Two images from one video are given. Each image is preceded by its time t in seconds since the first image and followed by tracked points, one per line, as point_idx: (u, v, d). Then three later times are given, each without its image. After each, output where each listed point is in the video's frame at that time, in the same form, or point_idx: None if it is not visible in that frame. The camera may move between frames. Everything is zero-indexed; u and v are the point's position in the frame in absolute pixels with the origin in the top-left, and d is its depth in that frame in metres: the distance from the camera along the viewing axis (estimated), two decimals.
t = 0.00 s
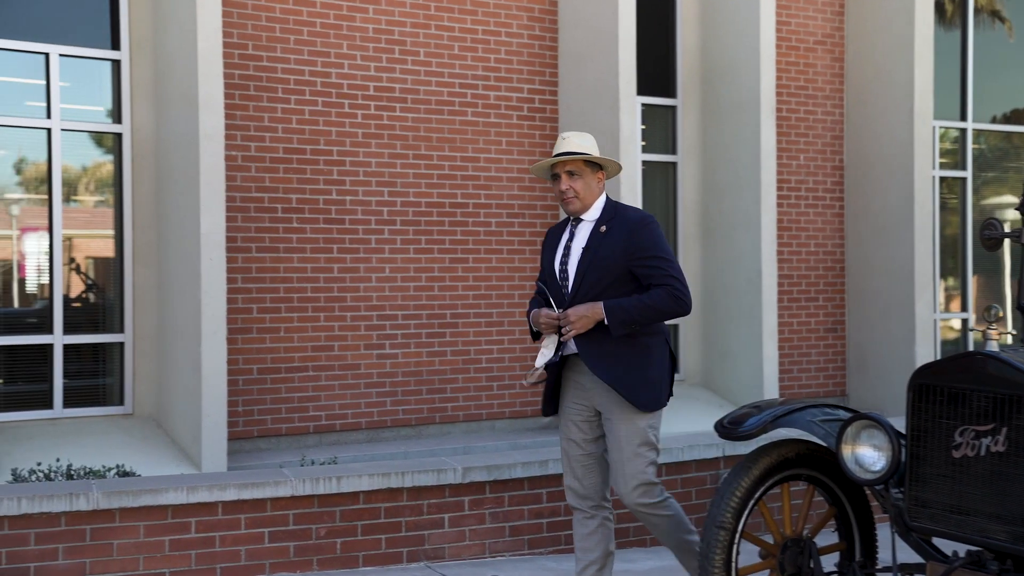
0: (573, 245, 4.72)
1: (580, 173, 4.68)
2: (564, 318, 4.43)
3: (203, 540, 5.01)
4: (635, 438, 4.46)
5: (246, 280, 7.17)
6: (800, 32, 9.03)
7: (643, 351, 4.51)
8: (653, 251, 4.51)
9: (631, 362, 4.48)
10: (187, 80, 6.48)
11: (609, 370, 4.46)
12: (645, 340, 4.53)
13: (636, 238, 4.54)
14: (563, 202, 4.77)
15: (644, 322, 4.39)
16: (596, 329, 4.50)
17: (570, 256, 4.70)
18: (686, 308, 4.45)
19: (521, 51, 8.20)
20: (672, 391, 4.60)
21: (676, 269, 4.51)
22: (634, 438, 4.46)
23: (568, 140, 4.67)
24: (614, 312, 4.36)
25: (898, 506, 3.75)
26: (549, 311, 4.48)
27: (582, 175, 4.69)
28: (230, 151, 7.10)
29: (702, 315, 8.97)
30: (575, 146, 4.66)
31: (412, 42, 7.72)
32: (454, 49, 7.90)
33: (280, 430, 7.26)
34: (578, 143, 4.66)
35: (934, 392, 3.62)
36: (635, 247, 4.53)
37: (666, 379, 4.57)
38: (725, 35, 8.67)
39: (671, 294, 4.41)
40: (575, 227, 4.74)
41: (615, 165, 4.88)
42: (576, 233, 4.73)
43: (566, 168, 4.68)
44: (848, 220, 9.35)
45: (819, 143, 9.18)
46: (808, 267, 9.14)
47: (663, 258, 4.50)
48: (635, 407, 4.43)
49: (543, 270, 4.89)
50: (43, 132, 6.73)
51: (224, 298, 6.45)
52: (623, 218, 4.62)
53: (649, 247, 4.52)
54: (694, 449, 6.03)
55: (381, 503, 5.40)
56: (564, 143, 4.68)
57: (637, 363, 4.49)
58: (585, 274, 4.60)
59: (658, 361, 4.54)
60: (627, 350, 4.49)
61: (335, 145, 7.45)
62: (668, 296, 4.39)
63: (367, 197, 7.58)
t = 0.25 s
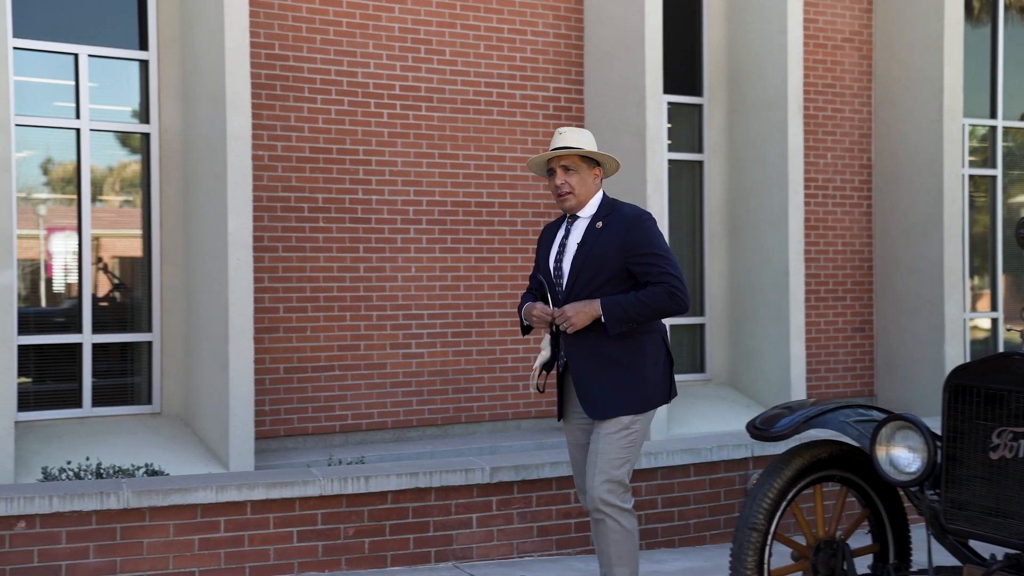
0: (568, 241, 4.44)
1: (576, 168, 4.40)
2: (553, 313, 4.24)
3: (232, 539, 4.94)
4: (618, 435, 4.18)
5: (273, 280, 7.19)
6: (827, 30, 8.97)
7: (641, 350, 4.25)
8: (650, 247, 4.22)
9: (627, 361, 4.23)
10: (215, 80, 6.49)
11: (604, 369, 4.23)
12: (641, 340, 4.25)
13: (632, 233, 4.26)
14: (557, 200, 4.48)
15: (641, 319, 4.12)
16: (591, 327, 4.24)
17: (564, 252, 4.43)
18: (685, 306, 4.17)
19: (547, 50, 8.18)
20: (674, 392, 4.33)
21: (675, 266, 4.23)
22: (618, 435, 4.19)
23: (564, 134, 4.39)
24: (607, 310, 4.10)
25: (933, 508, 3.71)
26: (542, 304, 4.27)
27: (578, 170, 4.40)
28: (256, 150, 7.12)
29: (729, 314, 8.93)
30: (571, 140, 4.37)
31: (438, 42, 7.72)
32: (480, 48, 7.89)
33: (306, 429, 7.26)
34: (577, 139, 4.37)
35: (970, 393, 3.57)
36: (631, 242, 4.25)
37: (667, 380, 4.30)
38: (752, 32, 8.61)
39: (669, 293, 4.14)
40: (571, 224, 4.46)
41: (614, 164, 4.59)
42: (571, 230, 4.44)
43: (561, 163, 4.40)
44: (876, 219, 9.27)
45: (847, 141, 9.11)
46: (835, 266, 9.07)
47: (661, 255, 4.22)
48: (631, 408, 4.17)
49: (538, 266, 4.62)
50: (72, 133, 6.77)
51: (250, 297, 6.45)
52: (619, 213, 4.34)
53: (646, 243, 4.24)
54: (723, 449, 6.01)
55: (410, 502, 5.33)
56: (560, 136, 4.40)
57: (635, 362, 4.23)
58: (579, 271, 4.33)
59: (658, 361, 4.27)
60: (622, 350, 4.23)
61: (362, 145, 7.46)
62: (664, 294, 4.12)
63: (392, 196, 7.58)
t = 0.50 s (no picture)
0: (570, 242, 4.33)
1: (579, 170, 4.29)
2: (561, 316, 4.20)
3: (264, 538, 4.95)
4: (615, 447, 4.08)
5: (303, 279, 7.19)
6: (859, 28, 8.89)
7: (641, 357, 4.13)
8: (649, 250, 4.09)
9: (625, 367, 4.11)
10: (246, 79, 6.51)
11: (600, 375, 4.13)
12: (641, 348, 4.13)
13: (630, 236, 4.13)
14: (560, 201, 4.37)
15: (637, 326, 4.01)
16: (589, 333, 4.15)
17: (565, 253, 4.32)
18: (684, 312, 4.04)
19: (576, 49, 8.15)
20: (676, 399, 4.20)
21: (676, 271, 4.09)
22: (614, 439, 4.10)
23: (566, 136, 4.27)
24: (604, 317, 4.00)
25: (973, 511, 3.67)
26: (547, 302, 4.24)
27: (581, 173, 4.28)
28: (286, 150, 7.13)
29: (759, 314, 8.87)
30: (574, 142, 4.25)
31: (467, 41, 7.71)
32: (509, 47, 7.87)
33: (336, 428, 7.27)
34: (578, 141, 4.24)
35: (1012, 395, 3.58)
36: (630, 246, 4.12)
37: (669, 387, 4.18)
38: (782, 30, 8.56)
39: (666, 299, 4.01)
40: (573, 226, 4.35)
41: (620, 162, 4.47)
42: (573, 231, 4.34)
43: (563, 164, 4.29)
44: (908, 218, 9.18)
45: (878, 140, 9.03)
46: (866, 265, 8.99)
47: (660, 258, 4.08)
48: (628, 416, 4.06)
49: (542, 266, 4.53)
50: (105, 133, 6.81)
51: (281, 296, 6.46)
52: (619, 215, 4.21)
53: (644, 246, 4.10)
54: (756, 450, 5.97)
55: (441, 502, 5.32)
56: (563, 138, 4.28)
57: (633, 369, 4.12)
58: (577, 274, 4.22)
59: (658, 367, 4.15)
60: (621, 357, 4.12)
61: (391, 145, 7.46)
62: (661, 300, 3.99)
63: (421, 196, 7.58)
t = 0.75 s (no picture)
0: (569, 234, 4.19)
1: (580, 161, 4.13)
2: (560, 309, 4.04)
3: (297, 537, 4.96)
4: (614, 451, 3.94)
5: (333, 278, 7.20)
6: (891, 25, 8.82)
7: (637, 355, 3.97)
8: (643, 242, 3.93)
9: (621, 365, 3.96)
10: (277, 79, 6.54)
11: (596, 373, 3.98)
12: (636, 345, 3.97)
13: (624, 228, 3.98)
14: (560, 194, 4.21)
15: (628, 323, 3.85)
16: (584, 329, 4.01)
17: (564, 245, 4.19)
18: (677, 307, 3.86)
19: (606, 48, 8.12)
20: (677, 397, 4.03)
21: (672, 264, 3.91)
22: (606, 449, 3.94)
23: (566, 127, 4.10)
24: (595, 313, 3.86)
25: (1015, 513, 3.63)
26: (546, 293, 4.08)
27: (582, 164, 4.13)
28: (317, 150, 7.14)
29: (789, 314, 8.81)
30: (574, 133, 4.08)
31: (497, 40, 7.70)
32: (539, 46, 7.86)
33: (366, 427, 7.28)
34: (578, 132, 4.07)
35: None
36: (624, 237, 3.97)
37: (668, 385, 4.01)
38: (813, 28, 8.49)
39: (658, 293, 3.83)
40: (573, 217, 4.21)
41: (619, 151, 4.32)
42: (573, 223, 4.20)
43: (564, 157, 4.13)
44: (941, 217, 9.08)
45: (911, 138, 8.95)
46: (899, 265, 8.91)
47: (655, 250, 3.91)
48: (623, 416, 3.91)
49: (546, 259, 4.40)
50: (138, 133, 6.86)
51: (311, 296, 6.48)
52: (617, 206, 4.05)
53: (638, 238, 3.94)
54: (789, 451, 5.92)
55: (473, 502, 5.32)
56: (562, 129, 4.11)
57: (629, 366, 3.96)
58: (573, 268, 4.08)
59: (656, 364, 3.99)
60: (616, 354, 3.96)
61: (421, 144, 7.47)
62: (652, 295, 3.82)
63: (451, 195, 7.58)
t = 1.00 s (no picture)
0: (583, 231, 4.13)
1: (597, 153, 4.10)
2: (568, 308, 3.97)
3: (336, 537, 4.97)
4: (637, 454, 3.85)
5: (368, 279, 7.21)
6: (930, 23, 8.73)
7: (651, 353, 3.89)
8: (658, 237, 3.85)
9: (633, 365, 3.88)
10: (313, 81, 6.56)
11: (607, 374, 3.91)
12: (651, 343, 3.90)
13: (639, 223, 3.91)
14: (575, 186, 4.16)
15: (642, 319, 3.77)
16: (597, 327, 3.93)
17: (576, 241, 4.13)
18: (693, 303, 3.77)
19: (641, 48, 8.09)
20: (693, 396, 3.93)
21: (687, 259, 3.83)
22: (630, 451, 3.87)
23: (585, 118, 4.08)
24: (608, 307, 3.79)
25: None
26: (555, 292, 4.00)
27: (599, 156, 4.09)
28: (353, 151, 7.15)
29: (826, 315, 8.73)
30: (593, 123, 4.06)
31: (531, 41, 7.69)
32: (574, 47, 7.84)
33: (401, 428, 7.29)
34: (598, 122, 4.06)
35: None
36: (638, 232, 3.90)
37: (683, 384, 3.91)
38: (850, 26, 8.42)
39: (672, 288, 3.74)
40: (587, 213, 4.16)
41: (637, 153, 4.28)
42: (587, 218, 4.14)
43: (581, 148, 4.09)
44: (981, 217, 8.97)
45: (949, 137, 8.86)
46: (937, 265, 8.82)
47: (670, 245, 3.83)
48: (635, 416, 3.84)
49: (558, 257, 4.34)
50: (175, 135, 6.90)
51: (347, 297, 6.49)
52: (632, 201, 3.99)
53: (653, 232, 3.86)
54: (828, 453, 5.86)
55: (510, 504, 5.31)
56: (582, 119, 4.09)
57: (641, 366, 3.88)
58: (587, 263, 4.01)
59: (669, 362, 3.90)
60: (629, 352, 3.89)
61: (455, 145, 7.47)
62: (666, 290, 3.74)
63: (486, 196, 7.57)
